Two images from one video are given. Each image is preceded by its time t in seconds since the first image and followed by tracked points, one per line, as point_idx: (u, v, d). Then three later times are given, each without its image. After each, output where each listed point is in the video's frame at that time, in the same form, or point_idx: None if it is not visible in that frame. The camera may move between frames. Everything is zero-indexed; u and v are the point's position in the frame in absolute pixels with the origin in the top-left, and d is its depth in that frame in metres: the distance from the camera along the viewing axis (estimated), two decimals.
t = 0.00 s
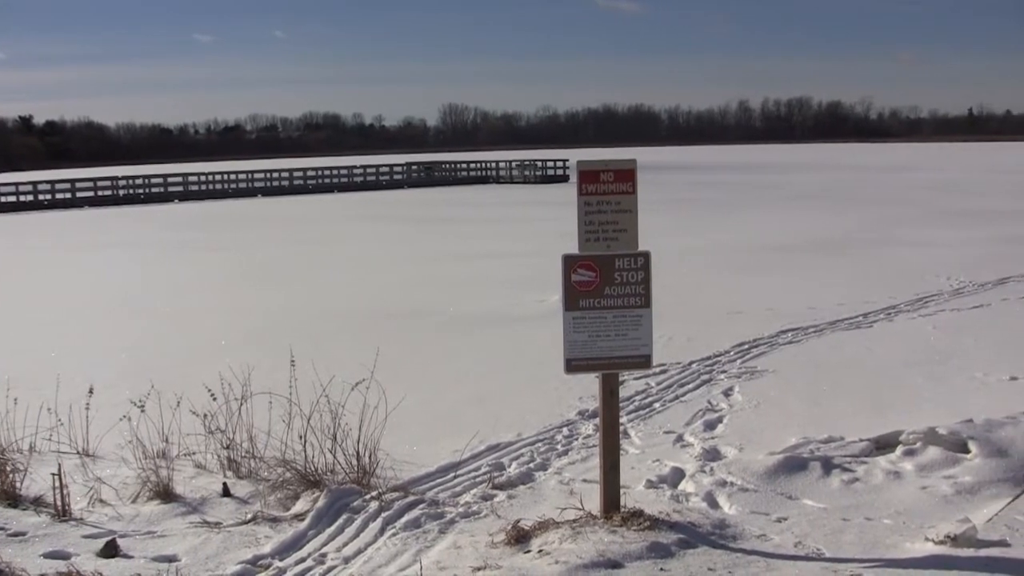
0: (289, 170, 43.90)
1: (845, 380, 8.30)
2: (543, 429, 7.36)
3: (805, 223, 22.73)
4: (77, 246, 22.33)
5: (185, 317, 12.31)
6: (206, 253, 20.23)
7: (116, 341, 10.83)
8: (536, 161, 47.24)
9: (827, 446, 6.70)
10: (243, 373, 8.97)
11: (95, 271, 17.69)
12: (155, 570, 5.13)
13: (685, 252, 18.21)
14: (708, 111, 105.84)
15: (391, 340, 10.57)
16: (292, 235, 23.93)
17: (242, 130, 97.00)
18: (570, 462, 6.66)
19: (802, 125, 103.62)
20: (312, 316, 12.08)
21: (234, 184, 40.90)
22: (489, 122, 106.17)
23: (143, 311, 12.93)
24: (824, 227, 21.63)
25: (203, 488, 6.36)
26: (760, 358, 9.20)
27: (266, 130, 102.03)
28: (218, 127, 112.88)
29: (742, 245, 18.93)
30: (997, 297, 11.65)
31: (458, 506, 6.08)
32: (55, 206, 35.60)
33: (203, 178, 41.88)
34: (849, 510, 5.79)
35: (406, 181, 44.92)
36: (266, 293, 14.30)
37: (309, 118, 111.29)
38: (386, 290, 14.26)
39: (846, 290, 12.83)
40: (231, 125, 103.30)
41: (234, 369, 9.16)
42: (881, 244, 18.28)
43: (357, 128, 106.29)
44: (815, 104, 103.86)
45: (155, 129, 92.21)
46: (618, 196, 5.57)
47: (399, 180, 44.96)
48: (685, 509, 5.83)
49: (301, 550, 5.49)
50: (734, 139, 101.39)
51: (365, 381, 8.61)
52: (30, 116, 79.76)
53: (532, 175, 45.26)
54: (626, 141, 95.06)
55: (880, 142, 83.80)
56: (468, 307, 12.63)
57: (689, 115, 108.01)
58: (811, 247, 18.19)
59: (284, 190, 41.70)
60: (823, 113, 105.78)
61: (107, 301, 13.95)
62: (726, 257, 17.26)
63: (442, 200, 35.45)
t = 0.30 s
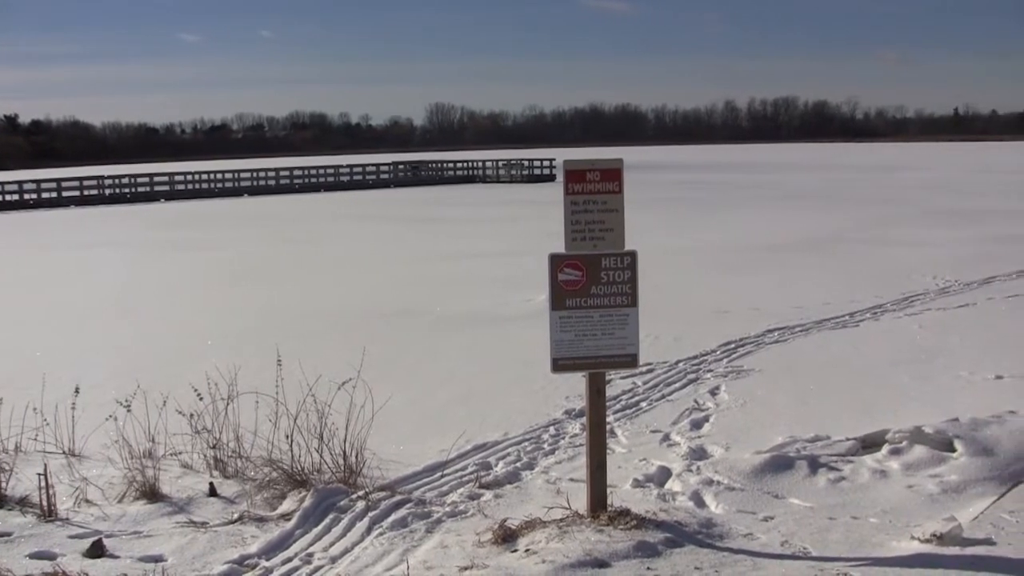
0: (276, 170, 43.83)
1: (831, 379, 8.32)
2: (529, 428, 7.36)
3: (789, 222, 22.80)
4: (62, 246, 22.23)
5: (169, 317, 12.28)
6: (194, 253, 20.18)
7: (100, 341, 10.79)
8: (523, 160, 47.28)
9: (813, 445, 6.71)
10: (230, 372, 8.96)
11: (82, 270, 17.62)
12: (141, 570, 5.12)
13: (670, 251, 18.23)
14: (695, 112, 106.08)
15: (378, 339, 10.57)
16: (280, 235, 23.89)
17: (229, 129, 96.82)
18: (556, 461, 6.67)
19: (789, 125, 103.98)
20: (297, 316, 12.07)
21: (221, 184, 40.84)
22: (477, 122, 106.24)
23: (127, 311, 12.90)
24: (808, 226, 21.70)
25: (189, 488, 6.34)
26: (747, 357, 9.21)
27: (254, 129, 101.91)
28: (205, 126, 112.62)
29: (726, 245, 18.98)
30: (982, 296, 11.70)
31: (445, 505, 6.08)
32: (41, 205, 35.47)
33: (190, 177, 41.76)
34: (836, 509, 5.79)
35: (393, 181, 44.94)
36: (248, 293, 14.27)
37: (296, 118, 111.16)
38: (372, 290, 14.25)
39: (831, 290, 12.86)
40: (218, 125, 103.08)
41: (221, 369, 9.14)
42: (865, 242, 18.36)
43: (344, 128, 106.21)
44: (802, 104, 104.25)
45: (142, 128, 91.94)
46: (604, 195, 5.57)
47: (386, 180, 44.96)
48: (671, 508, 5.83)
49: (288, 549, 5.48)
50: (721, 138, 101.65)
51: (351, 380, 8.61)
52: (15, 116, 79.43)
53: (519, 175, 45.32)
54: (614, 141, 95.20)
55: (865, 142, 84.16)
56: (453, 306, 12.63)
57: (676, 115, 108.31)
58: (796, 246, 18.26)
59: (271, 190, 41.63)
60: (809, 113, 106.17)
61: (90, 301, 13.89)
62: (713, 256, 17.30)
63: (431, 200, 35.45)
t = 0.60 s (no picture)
0: (264, 169, 43.76)
1: (818, 378, 8.34)
2: (517, 428, 7.37)
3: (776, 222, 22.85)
4: (47, 245, 22.13)
5: (154, 317, 12.24)
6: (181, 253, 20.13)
7: (85, 341, 10.76)
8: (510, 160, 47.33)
9: (800, 445, 6.71)
10: (218, 373, 8.95)
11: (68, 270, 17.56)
12: (128, 570, 5.11)
13: (655, 250, 18.25)
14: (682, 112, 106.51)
15: (366, 339, 10.56)
16: (269, 234, 23.84)
17: (217, 129, 96.69)
18: (545, 460, 6.67)
19: (776, 125, 104.41)
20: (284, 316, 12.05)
21: (208, 183, 40.74)
22: (465, 121, 106.33)
23: (112, 310, 12.86)
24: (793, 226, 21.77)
25: (176, 488, 6.33)
26: (734, 357, 9.21)
27: (242, 129, 101.82)
28: (191, 125, 112.32)
29: (711, 244, 19.02)
30: (968, 296, 11.75)
31: (432, 505, 6.08)
32: (28, 205, 35.33)
33: (176, 176, 41.63)
34: (824, 508, 5.81)
35: (380, 180, 44.96)
36: (232, 292, 14.24)
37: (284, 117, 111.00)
38: (358, 289, 14.24)
39: (818, 289, 12.88)
40: (205, 124, 102.79)
41: (209, 369, 9.12)
42: (851, 242, 18.43)
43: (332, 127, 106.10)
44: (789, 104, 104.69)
45: (128, 127, 91.61)
46: (592, 194, 5.57)
47: (373, 179, 44.98)
48: (659, 508, 5.84)
49: (275, 549, 5.47)
50: (708, 137, 101.92)
51: (339, 380, 8.61)
52: None
53: (506, 175, 45.38)
54: (601, 141, 95.41)
55: (851, 143, 84.69)
56: (439, 305, 12.62)
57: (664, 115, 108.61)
58: (782, 246, 18.33)
59: (257, 189, 41.57)
60: (796, 113, 106.59)
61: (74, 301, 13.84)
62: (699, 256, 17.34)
63: (419, 199, 35.45)
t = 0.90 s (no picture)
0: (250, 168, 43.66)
1: (805, 377, 8.35)
2: (504, 427, 7.37)
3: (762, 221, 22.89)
4: (30, 245, 22.00)
5: (138, 317, 12.19)
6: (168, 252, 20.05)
7: (69, 341, 10.71)
8: (497, 159, 47.36)
9: (786, 443, 6.72)
10: (204, 373, 8.92)
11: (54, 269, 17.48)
12: (115, 570, 5.09)
13: (641, 250, 18.27)
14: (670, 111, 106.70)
15: (353, 338, 10.55)
16: (255, 234, 23.77)
17: (203, 128, 96.48)
18: (531, 460, 6.68)
19: (763, 125, 104.68)
20: (269, 315, 12.02)
21: (194, 182, 40.62)
22: (453, 121, 106.34)
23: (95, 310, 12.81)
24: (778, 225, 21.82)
25: (163, 488, 6.32)
26: (721, 356, 9.22)
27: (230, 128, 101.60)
28: (178, 124, 111.97)
29: (697, 243, 19.04)
30: (954, 295, 11.77)
31: (419, 504, 6.07)
32: (13, 205, 35.15)
33: (162, 175, 41.48)
34: (810, 507, 5.82)
35: (367, 179, 44.96)
36: (215, 292, 14.19)
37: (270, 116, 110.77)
38: (344, 289, 14.21)
39: (804, 288, 12.89)
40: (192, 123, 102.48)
41: (195, 369, 9.10)
42: (836, 241, 18.49)
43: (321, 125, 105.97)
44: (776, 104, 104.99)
45: (115, 126, 91.25)
46: (579, 194, 5.57)
47: (360, 178, 44.96)
48: (646, 507, 5.84)
49: (262, 549, 5.46)
50: (696, 136, 102.13)
51: (326, 380, 8.60)
52: None
53: (493, 173, 45.42)
54: (588, 140, 95.48)
55: (836, 143, 85.00)
56: (425, 305, 12.59)
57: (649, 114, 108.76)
58: (766, 245, 18.38)
59: (244, 188, 41.48)
60: (783, 112, 106.91)
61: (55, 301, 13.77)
62: (686, 255, 17.33)
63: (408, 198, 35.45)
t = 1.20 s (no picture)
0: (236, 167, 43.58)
1: (791, 376, 8.37)
2: (490, 427, 7.37)
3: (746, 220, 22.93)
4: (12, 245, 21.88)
5: (122, 317, 12.15)
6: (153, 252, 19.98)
7: (52, 342, 10.66)
8: (482, 158, 47.40)
9: (772, 442, 6.74)
10: (190, 372, 8.90)
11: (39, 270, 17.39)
12: (101, 570, 5.08)
13: (626, 249, 18.27)
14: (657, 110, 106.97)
15: (339, 338, 10.53)
16: (239, 233, 23.68)
17: (189, 127, 96.23)
18: (518, 459, 6.68)
19: (749, 125, 104.95)
20: (255, 315, 11.99)
21: (181, 182, 40.47)
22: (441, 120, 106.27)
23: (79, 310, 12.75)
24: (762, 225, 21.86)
25: (149, 488, 6.31)
26: (706, 355, 9.23)
27: (215, 127, 101.32)
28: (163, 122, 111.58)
29: (680, 243, 19.07)
30: (939, 294, 11.81)
31: (406, 503, 6.08)
32: None
33: (147, 175, 41.34)
34: (796, 505, 5.82)
35: (353, 179, 44.93)
36: (198, 292, 14.13)
37: (256, 115, 110.54)
38: (329, 288, 14.18)
39: (790, 287, 12.90)
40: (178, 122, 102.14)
41: (180, 370, 9.08)
42: (819, 240, 18.55)
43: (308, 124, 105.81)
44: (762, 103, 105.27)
45: (100, 124, 90.86)
46: (565, 193, 5.56)
47: (346, 177, 44.93)
48: (632, 506, 5.85)
49: (248, 549, 5.45)
50: (682, 136, 102.39)
51: (312, 379, 8.58)
52: None
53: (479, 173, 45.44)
54: (574, 140, 95.56)
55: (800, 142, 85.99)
56: (410, 304, 12.57)
57: (636, 113, 108.93)
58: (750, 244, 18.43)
59: (230, 188, 41.38)
60: (769, 112, 107.28)
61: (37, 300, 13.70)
62: (670, 255, 17.35)
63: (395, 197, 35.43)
